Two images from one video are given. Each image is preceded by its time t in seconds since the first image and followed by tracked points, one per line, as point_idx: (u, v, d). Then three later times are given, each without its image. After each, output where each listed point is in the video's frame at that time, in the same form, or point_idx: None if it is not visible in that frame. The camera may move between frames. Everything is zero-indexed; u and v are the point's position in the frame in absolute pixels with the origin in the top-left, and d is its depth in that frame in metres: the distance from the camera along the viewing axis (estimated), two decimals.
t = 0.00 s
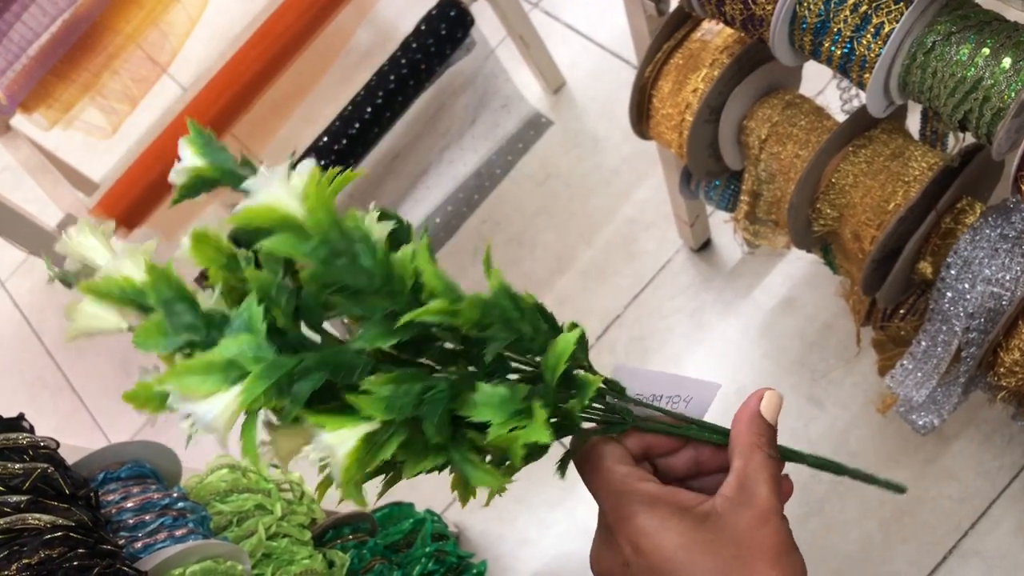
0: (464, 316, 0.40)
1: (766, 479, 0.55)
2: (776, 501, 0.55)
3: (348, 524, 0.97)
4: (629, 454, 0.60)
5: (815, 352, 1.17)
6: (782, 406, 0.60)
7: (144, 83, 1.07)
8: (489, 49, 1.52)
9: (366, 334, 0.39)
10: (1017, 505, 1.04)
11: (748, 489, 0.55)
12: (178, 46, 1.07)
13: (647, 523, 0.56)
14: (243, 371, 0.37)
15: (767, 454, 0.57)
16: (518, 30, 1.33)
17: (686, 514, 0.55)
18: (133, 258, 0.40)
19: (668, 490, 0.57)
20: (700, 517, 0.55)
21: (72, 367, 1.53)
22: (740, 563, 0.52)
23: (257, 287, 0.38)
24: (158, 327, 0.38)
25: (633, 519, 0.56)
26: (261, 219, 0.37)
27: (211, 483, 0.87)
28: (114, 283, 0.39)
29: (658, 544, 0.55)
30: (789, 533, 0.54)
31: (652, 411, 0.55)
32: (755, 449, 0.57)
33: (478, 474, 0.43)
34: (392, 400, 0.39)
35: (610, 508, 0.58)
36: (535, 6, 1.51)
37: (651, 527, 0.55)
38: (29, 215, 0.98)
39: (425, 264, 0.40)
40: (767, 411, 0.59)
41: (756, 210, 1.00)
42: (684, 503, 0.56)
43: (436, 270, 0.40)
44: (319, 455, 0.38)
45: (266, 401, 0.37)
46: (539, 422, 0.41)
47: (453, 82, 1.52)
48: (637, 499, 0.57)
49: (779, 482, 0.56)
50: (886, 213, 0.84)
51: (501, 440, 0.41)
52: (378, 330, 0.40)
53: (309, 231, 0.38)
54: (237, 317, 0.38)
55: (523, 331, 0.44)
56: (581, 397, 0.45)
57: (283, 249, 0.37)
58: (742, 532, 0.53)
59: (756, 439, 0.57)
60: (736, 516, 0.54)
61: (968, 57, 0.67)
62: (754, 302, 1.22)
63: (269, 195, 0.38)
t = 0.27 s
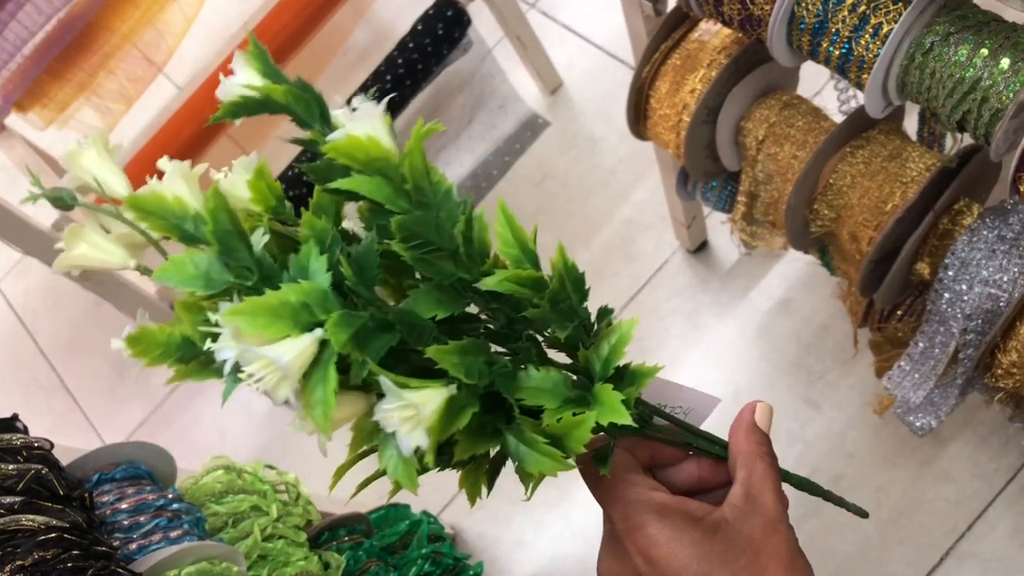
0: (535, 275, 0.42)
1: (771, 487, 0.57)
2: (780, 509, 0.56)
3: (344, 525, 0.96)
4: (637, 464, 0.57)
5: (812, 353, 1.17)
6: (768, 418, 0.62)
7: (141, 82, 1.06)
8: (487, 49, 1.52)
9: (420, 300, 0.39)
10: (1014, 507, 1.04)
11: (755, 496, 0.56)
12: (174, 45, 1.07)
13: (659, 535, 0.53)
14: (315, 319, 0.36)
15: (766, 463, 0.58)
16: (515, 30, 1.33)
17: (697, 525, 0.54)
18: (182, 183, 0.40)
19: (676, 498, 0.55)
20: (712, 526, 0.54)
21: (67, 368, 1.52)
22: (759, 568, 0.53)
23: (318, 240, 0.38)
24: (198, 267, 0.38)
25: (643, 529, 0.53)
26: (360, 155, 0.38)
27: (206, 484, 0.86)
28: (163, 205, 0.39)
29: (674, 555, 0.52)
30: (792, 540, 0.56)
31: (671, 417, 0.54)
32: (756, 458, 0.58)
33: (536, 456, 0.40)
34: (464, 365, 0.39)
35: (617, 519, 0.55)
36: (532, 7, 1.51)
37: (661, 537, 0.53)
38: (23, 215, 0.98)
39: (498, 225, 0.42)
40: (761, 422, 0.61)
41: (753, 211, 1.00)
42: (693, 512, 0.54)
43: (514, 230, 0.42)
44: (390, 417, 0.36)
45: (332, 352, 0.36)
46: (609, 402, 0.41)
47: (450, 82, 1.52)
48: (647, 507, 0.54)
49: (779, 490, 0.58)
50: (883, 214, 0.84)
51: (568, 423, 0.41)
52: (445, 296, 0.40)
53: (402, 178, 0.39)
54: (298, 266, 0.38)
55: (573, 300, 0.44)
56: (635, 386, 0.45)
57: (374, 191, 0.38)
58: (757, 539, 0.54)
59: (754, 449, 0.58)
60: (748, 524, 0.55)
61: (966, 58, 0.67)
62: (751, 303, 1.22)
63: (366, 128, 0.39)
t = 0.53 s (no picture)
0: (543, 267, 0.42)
1: (773, 483, 0.56)
2: (783, 506, 0.55)
3: (341, 523, 0.97)
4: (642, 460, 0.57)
5: (809, 353, 1.17)
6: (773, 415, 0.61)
7: (136, 82, 1.06)
8: (483, 49, 1.52)
9: (428, 295, 0.39)
10: (1009, 506, 1.05)
11: (757, 493, 0.55)
12: (170, 44, 1.07)
13: (663, 531, 0.53)
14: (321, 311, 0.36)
15: (768, 459, 0.57)
16: (512, 30, 1.33)
17: (701, 520, 0.53)
18: (192, 178, 0.40)
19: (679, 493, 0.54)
20: (715, 522, 0.53)
21: (62, 367, 1.52)
22: (760, 566, 0.52)
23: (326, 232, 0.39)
24: (207, 260, 0.38)
25: (647, 525, 0.54)
26: (368, 144, 0.38)
27: (203, 482, 0.86)
28: (174, 198, 0.39)
29: (676, 551, 0.52)
30: (797, 538, 0.55)
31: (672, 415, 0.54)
32: (759, 455, 0.57)
33: (543, 448, 0.41)
34: (472, 356, 0.39)
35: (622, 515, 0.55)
36: (528, 7, 1.51)
37: (665, 533, 0.53)
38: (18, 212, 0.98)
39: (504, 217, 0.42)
40: (762, 418, 0.59)
41: (750, 211, 1.00)
42: (697, 508, 0.54)
43: (521, 222, 0.42)
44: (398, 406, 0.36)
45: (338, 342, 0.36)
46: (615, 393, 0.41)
47: (447, 82, 1.52)
48: (650, 502, 0.54)
49: (783, 487, 0.56)
50: (880, 213, 0.84)
51: (575, 414, 0.41)
52: (452, 289, 0.40)
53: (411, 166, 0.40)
54: (307, 258, 0.38)
55: (577, 291, 0.45)
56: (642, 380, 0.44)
57: (383, 180, 0.38)
58: (759, 536, 0.53)
59: (755, 446, 0.57)
60: (750, 522, 0.54)
61: (962, 57, 0.68)
62: (747, 303, 1.22)
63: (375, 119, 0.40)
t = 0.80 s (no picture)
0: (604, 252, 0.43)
1: (773, 501, 0.55)
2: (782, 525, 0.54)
3: (334, 526, 0.96)
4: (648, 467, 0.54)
5: (802, 356, 1.17)
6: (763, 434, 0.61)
7: (130, 83, 1.07)
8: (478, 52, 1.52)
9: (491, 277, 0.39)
10: (1001, 509, 1.05)
11: (757, 509, 0.54)
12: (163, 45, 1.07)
13: (671, 539, 0.49)
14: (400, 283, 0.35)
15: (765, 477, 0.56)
16: (506, 33, 1.33)
17: (711, 529, 0.50)
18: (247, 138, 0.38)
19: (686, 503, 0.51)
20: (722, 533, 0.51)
21: (54, 369, 1.51)
22: None
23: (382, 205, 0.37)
24: (261, 223, 0.35)
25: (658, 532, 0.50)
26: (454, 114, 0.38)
27: (195, 485, 0.86)
28: (240, 154, 0.36)
29: (685, 561, 0.48)
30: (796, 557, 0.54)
31: (677, 425, 0.54)
32: (759, 473, 0.56)
33: (597, 440, 0.41)
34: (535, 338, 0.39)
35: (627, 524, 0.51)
36: (522, 9, 1.51)
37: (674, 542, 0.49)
38: (11, 214, 0.97)
39: (568, 209, 0.43)
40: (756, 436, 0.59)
41: (743, 214, 1.00)
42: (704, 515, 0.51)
43: (583, 208, 0.43)
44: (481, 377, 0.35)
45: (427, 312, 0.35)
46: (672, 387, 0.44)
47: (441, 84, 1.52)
48: (661, 509, 0.50)
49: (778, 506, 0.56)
50: (873, 216, 0.84)
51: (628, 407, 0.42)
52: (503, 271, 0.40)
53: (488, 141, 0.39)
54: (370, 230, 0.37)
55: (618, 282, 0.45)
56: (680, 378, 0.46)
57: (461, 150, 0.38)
58: (765, 549, 0.51)
59: (751, 463, 0.57)
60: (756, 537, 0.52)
61: (955, 60, 0.68)
62: (741, 306, 1.23)
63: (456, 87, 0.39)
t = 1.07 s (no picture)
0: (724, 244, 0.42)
1: (784, 527, 0.60)
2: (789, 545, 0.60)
3: (328, 530, 0.96)
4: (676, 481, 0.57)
5: (797, 357, 1.17)
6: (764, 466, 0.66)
7: (121, 86, 1.05)
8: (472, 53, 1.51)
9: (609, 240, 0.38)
10: (998, 510, 1.05)
11: (769, 531, 0.59)
12: (157, 48, 1.05)
13: (698, 553, 0.53)
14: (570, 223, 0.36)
15: (773, 501, 0.61)
16: (500, 34, 1.33)
17: (737, 548, 0.55)
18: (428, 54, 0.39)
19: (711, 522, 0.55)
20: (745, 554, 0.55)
21: (47, 372, 1.50)
22: None
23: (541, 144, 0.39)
24: (440, 141, 0.37)
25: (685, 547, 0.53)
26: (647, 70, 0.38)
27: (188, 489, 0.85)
28: (440, 59, 0.37)
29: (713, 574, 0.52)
30: None
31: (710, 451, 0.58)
32: (769, 499, 0.61)
33: (692, 428, 0.43)
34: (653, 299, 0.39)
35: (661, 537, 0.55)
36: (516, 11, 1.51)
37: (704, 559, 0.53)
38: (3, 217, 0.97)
39: (689, 193, 0.39)
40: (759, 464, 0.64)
41: (739, 215, 1.00)
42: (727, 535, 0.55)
43: (709, 203, 0.39)
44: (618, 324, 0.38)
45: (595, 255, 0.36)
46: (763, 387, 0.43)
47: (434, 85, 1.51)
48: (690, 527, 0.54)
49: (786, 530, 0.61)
50: (868, 217, 0.84)
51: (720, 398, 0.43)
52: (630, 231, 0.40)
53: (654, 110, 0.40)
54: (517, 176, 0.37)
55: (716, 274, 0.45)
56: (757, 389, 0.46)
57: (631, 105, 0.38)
58: (781, 569, 0.57)
59: (759, 490, 0.62)
60: (773, 558, 0.57)
61: (949, 61, 0.68)
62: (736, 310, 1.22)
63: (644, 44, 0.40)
